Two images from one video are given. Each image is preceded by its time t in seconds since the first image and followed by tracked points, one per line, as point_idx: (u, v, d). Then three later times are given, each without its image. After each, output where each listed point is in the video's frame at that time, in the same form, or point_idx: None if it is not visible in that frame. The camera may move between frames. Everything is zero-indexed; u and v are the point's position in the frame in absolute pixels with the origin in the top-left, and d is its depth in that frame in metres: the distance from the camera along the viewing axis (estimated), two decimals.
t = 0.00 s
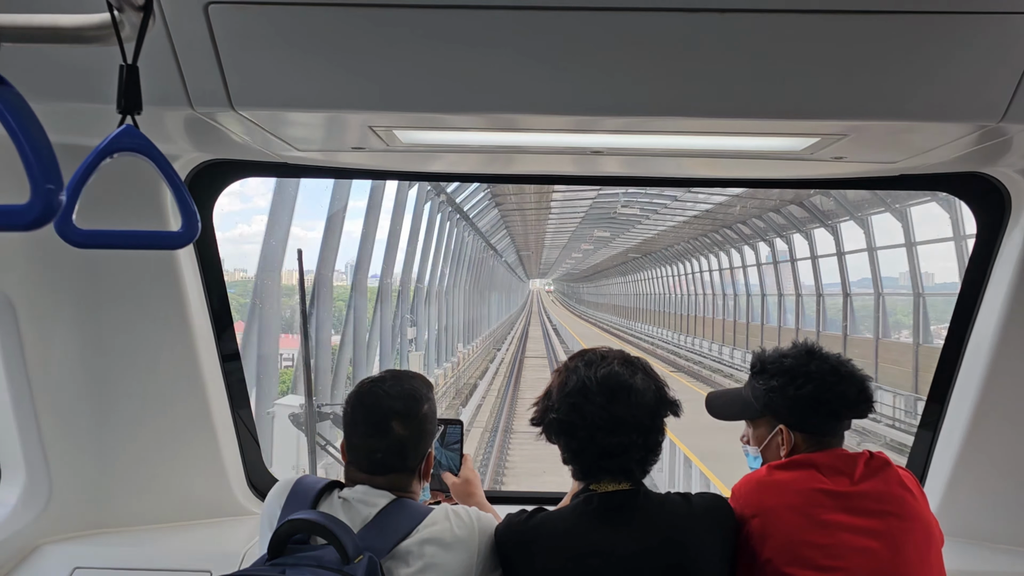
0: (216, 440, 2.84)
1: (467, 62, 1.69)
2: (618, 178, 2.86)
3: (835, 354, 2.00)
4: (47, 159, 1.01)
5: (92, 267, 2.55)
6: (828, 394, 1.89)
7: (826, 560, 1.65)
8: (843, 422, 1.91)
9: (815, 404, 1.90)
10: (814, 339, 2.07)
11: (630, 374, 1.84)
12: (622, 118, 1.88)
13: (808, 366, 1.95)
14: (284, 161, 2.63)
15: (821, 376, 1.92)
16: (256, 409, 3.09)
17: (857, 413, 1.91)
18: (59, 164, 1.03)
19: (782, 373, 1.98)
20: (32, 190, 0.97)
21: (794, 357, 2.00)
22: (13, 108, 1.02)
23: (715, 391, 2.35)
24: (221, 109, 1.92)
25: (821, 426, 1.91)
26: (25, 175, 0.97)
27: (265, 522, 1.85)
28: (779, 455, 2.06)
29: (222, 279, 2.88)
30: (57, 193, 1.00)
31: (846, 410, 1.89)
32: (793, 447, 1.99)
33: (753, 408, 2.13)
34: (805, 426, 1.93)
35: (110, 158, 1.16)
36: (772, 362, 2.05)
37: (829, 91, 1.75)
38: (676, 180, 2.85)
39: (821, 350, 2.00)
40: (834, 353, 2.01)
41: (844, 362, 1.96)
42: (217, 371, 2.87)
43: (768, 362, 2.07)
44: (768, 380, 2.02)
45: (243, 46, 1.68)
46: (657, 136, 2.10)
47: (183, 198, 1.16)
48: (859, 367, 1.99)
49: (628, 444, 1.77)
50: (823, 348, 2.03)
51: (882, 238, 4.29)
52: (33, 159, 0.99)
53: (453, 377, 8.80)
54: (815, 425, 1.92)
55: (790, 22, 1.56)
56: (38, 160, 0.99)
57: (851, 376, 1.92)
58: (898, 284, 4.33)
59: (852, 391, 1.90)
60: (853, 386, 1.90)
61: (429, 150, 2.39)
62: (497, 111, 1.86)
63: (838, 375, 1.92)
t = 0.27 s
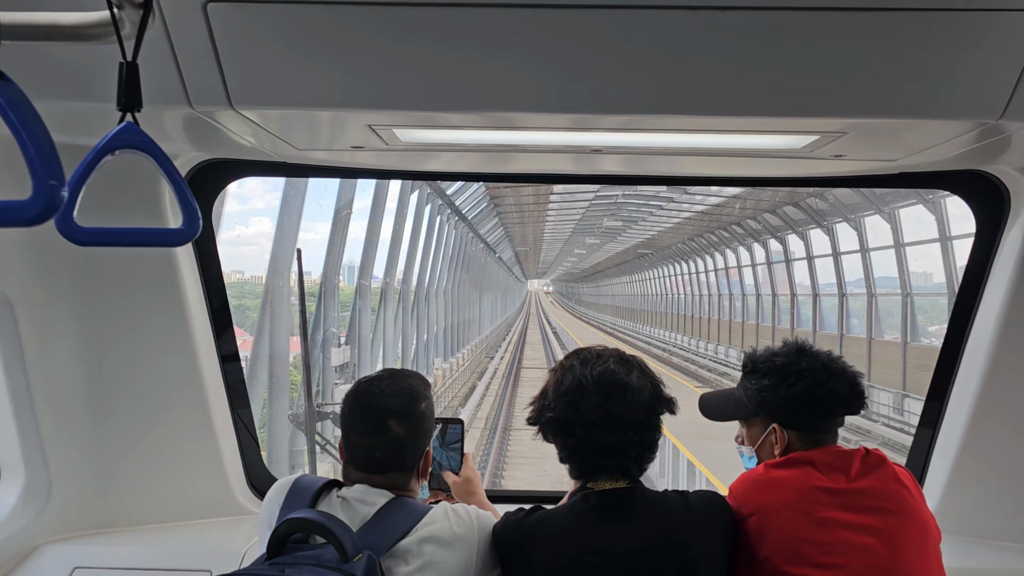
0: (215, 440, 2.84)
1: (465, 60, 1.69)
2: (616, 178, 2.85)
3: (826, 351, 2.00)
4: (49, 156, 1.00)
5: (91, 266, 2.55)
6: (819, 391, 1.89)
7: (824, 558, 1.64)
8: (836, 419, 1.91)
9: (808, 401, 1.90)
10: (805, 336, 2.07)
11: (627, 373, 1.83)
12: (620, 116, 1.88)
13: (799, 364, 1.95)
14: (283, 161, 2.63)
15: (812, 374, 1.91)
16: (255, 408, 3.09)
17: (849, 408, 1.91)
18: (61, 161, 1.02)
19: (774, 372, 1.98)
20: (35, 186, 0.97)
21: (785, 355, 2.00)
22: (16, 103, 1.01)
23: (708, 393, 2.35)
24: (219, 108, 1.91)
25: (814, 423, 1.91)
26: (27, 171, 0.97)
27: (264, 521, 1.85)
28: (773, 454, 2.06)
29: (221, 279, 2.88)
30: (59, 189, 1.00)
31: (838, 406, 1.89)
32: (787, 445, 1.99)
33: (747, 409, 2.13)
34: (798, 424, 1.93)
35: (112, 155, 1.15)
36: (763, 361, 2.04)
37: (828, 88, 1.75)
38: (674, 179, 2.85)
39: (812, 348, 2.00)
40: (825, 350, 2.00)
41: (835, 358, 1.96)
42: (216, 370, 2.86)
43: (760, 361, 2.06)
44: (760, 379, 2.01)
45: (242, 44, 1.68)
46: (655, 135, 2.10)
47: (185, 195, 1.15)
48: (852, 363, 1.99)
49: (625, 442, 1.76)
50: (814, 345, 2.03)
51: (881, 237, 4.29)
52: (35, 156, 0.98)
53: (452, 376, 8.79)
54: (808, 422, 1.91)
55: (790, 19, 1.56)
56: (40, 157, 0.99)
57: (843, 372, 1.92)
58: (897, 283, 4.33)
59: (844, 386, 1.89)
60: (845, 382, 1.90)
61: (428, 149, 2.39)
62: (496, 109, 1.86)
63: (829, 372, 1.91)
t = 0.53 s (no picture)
0: (210, 439, 2.83)
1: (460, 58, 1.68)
2: (614, 176, 2.85)
3: (825, 350, 2.00)
4: (31, 149, 1.00)
5: (85, 265, 2.54)
6: (817, 389, 1.90)
7: (821, 556, 1.66)
8: (834, 418, 1.92)
9: (807, 400, 1.91)
10: (802, 335, 2.08)
11: (627, 371, 1.84)
12: (616, 115, 1.88)
13: (797, 363, 1.96)
14: (279, 159, 2.62)
15: (812, 373, 1.92)
16: (251, 408, 3.08)
17: (848, 408, 1.92)
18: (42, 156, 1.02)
19: (774, 371, 1.98)
20: (21, 186, 0.97)
21: (784, 354, 2.00)
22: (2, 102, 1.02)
23: (706, 391, 2.36)
24: (214, 106, 1.91)
25: (811, 422, 1.92)
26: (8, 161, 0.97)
27: (262, 522, 1.85)
28: (772, 455, 2.07)
29: (216, 278, 2.86)
30: (45, 188, 1.00)
31: (835, 405, 1.90)
32: (785, 444, 2.00)
33: (744, 407, 2.13)
34: (794, 421, 1.94)
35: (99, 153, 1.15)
36: (762, 360, 2.05)
37: (823, 86, 1.75)
38: (672, 177, 2.85)
39: (811, 347, 2.01)
40: (824, 350, 2.01)
41: (834, 358, 1.97)
42: (212, 370, 2.85)
43: (759, 359, 2.07)
44: (759, 377, 2.02)
45: (237, 43, 1.67)
46: (653, 133, 2.10)
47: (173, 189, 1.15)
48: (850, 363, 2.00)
49: (625, 440, 1.77)
50: (813, 344, 2.03)
51: (877, 235, 4.31)
52: (19, 151, 0.98)
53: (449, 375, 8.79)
54: (805, 420, 1.92)
55: (785, 17, 1.57)
56: (23, 150, 0.99)
57: (842, 371, 1.93)
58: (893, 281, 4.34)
59: (843, 386, 1.90)
60: (844, 382, 1.91)
61: (425, 148, 2.38)
62: (492, 108, 1.86)
63: (830, 372, 1.92)
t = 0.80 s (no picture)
0: (209, 439, 2.83)
1: (456, 55, 1.68)
2: (612, 173, 2.85)
3: (822, 347, 2.00)
4: (26, 151, 1.10)
5: (81, 264, 2.53)
6: (816, 385, 1.90)
7: (819, 553, 1.65)
8: (830, 414, 1.92)
9: (806, 396, 1.91)
10: (798, 331, 2.08)
11: (626, 368, 1.84)
12: (613, 111, 1.88)
13: (795, 359, 1.96)
14: (277, 157, 2.61)
15: (810, 370, 1.92)
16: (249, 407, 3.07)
17: (845, 404, 1.93)
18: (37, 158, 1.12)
19: (771, 367, 1.98)
20: (12, 181, 1.07)
21: (781, 350, 2.00)
22: None
23: (702, 387, 2.35)
24: (209, 104, 1.90)
25: (810, 418, 1.92)
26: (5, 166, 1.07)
27: (260, 520, 1.85)
28: (768, 450, 2.07)
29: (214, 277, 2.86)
30: (36, 184, 1.10)
31: (833, 401, 1.91)
32: (782, 440, 2.00)
33: (741, 404, 2.12)
34: (792, 418, 1.94)
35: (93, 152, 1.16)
36: (759, 356, 2.04)
37: (820, 82, 1.75)
38: (671, 174, 2.84)
39: (807, 343, 2.01)
40: (821, 346, 2.01)
41: (831, 354, 1.97)
42: (210, 369, 2.85)
43: (755, 355, 2.06)
44: (757, 374, 2.01)
45: (231, 40, 1.67)
46: (650, 129, 2.10)
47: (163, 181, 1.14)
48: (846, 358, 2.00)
49: (623, 437, 1.77)
50: (810, 340, 2.03)
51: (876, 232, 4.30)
52: (12, 151, 1.08)
53: (448, 373, 8.78)
54: (803, 417, 1.93)
55: (780, 12, 1.57)
56: (17, 154, 1.09)
57: (839, 367, 1.93)
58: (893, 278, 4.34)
59: (841, 382, 1.91)
60: (842, 378, 1.91)
61: (422, 145, 2.38)
62: (489, 105, 1.86)
63: (827, 368, 1.92)
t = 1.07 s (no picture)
0: (207, 436, 2.83)
1: (455, 52, 1.67)
2: (610, 170, 2.84)
3: (816, 343, 1.99)
4: (22, 144, 1.10)
5: (81, 261, 2.53)
6: (810, 381, 1.89)
7: (815, 549, 1.65)
8: (826, 410, 1.91)
9: (800, 393, 1.90)
10: (794, 327, 2.07)
11: (621, 365, 1.83)
12: (612, 108, 1.87)
13: (789, 355, 1.95)
14: (275, 154, 2.61)
15: (804, 366, 1.91)
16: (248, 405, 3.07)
17: (839, 400, 1.92)
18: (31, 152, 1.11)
19: (766, 364, 1.97)
20: (10, 175, 1.07)
21: (775, 346, 2.00)
22: None
23: (699, 385, 2.35)
24: (208, 100, 1.89)
25: (805, 415, 1.91)
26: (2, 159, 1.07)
27: (255, 517, 1.85)
28: (763, 447, 2.06)
29: (213, 275, 2.86)
30: (32, 178, 1.10)
31: (829, 398, 1.90)
32: (778, 437, 1.99)
33: (737, 400, 2.13)
34: (788, 415, 1.93)
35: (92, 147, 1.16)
36: (754, 353, 2.04)
37: (821, 78, 1.74)
38: (669, 171, 2.83)
39: (802, 340, 2.00)
40: (816, 342, 2.00)
41: (825, 350, 1.96)
42: (209, 367, 2.85)
43: (750, 352, 2.06)
44: (751, 371, 2.00)
45: (228, 35, 1.66)
46: (648, 125, 2.09)
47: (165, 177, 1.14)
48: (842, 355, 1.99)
49: (619, 433, 1.76)
50: (804, 336, 2.03)
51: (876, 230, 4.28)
52: (8, 144, 1.08)
53: (447, 372, 8.78)
54: (798, 414, 1.92)
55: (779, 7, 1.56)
56: (14, 149, 1.09)
57: (833, 363, 1.92)
58: (894, 275, 4.32)
59: (835, 378, 1.90)
60: (836, 373, 1.90)
61: (419, 142, 2.37)
62: (487, 102, 1.85)
63: (821, 364, 1.91)
